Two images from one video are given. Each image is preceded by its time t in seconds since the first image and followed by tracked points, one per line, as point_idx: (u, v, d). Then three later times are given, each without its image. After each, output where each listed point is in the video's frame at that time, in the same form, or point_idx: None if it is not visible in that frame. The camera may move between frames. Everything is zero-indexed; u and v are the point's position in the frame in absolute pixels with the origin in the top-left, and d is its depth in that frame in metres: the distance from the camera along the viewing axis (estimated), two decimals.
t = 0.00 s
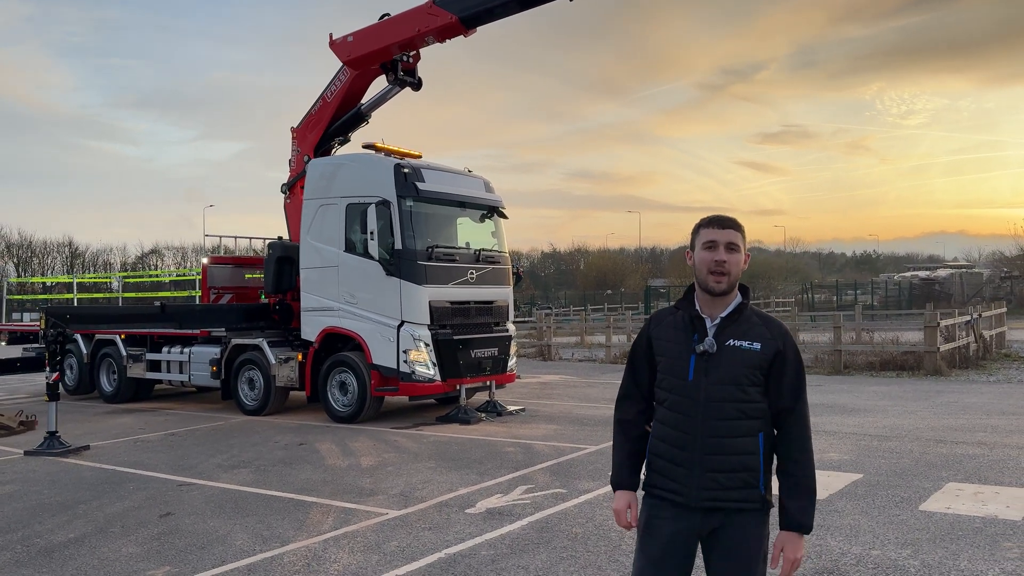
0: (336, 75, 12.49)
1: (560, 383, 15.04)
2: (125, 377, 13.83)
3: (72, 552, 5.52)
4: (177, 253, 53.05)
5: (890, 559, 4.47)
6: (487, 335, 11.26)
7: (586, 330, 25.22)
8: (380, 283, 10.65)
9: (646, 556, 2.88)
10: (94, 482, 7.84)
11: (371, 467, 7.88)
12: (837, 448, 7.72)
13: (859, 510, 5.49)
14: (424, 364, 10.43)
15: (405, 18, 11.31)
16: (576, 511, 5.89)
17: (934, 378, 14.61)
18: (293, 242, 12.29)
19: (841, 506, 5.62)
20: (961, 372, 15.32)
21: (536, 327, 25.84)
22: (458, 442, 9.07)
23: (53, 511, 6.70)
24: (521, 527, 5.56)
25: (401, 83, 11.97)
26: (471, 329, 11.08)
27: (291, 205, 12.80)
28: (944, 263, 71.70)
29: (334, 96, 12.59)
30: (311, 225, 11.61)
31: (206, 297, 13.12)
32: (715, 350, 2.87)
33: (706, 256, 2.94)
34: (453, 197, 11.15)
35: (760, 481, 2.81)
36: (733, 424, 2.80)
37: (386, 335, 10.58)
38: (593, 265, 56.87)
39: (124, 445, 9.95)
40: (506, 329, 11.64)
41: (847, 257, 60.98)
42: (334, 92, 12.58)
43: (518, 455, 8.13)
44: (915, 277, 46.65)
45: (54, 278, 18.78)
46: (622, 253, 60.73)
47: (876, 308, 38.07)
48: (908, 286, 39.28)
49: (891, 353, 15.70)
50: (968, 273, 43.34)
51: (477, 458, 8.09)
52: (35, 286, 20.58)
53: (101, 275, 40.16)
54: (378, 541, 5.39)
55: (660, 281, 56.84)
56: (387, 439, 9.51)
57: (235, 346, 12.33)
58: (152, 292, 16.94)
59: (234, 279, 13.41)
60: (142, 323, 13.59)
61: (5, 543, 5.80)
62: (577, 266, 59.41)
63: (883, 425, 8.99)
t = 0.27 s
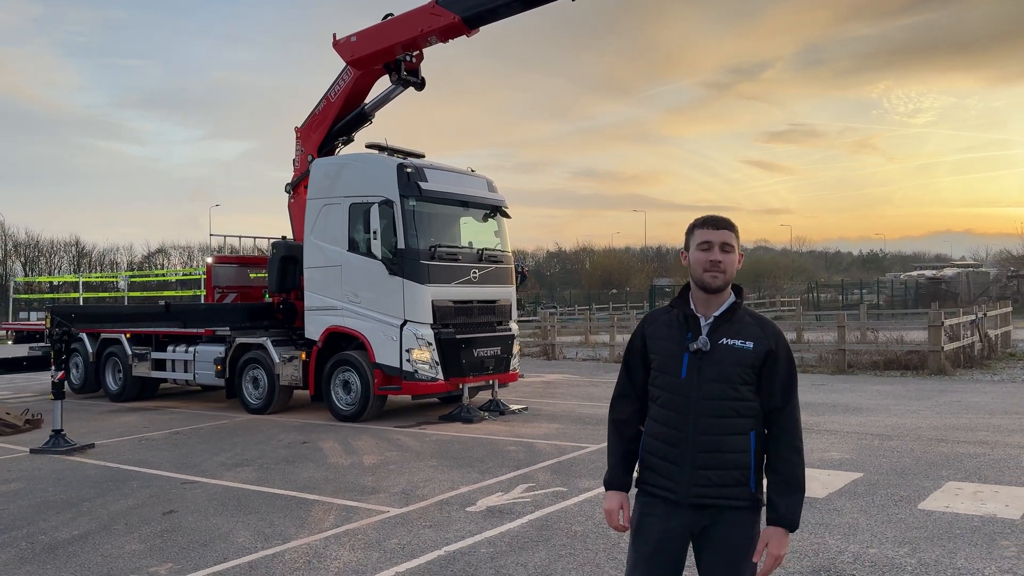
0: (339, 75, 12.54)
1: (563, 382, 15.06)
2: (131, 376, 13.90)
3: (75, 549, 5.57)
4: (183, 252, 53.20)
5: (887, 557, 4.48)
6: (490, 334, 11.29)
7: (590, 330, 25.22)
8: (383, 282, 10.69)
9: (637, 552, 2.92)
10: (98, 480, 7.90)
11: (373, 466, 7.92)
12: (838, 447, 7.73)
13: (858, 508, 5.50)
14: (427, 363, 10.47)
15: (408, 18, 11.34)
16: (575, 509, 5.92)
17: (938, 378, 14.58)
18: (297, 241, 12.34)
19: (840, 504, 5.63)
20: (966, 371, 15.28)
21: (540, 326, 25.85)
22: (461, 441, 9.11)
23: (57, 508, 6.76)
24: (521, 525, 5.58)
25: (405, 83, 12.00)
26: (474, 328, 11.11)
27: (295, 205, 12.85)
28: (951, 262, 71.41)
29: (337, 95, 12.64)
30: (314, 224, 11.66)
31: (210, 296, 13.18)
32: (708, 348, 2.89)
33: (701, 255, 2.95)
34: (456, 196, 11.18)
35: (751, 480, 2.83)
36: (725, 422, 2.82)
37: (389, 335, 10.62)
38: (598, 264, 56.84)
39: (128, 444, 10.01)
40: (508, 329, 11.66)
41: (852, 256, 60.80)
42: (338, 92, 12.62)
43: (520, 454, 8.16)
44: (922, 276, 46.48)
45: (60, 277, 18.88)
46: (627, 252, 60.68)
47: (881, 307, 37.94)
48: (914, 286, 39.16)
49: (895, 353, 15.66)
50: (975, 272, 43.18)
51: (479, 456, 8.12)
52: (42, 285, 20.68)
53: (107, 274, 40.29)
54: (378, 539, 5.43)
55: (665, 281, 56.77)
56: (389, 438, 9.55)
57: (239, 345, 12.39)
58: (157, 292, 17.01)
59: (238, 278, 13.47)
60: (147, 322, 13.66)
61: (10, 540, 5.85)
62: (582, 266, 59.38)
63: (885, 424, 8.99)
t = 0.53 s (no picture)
0: (345, 76, 12.60)
1: (567, 381, 15.10)
2: (138, 374, 14.00)
3: (84, 545, 5.64)
4: (190, 252, 53.43)
5: (888, 554, 4.52)
6: (494, 333, 11.34)
7: (595, 329, 25.26)
8: (389, 281, 10.75)
9: (638, 546, 2.96)
10: (106, 478, 7.97)
11: (378, 463, 7.98)
12: (841, 446, 7.76)
13: (860, 506, 5.54)
14: (432, 361, 10.52)
15: (414, 19, 11.40)
16: (579, 507, 5.96)
17: (942, 377, 14.58)
18: (303, 241, 12.41)
19: (842, 502, 5.66)
20: (971, 370, 15.27)
21: (545, 325, 25.89)
22: (465, 440, 9.16)
23: (66, 505, 6.83)
24: (525, 522, 5.64)
25: (410, 83, 12.06)
26: (479, 327, 11.16)
27: (301, 205, 12.93)
28: (958, 261, 71.16)
29: (343, 96, 12.70)
30: (320, 224, 11.73)
31: (217, 296, 13.27)
32: (710, 345, 2.94)
33: (705, 256, 3.00)
34: (460, 196, 11.24)
35: (752, 475, 2.87)
36: (726, 418, 2.87)
37: (394, 333, 10.68)
38: (604, 264, 56.83)
39: (136, 442, 10.10)
40: (513, 327, 11.72)
41: (858, 255, 60.67)
42: (343, 92, 12.69)
43: (524, 452, 8.21)
44: (928, 275, 46.35)
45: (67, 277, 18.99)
46: (632, 251, 60.65)
47: (887, 306, 37.86)
48: (920, 285, 39.06)
49: (899, 352, 15.66)
50: (981, 272, 43.02)
51: (483, 454, 8.18)
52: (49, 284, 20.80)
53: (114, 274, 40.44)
54: (383, 535, 5.48)
55: (671, 280, 56.74)
56: (395, 436, 9.62)
57: (246, 344, 12.46)
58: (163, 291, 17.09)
59: (244, 277, 13.55)
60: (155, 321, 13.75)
61: (20, 537, 5.92)
62: (587, 265, 59.38)
63: (889, 423, 9.01)
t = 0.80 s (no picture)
0: (352, 77, 12.69)
1: (572, 380, 15.17)
2: (146, 373, 14.12)
3: (98, 541, 5.73)
4: (196, 251, 53.59)
5: (888, 550, 4.59)
6: (500, 332, 11.42)
7: (600, 328, 25.31)
8: (395, 281, 10.84)
9: (644, 540, 3.03)
10: (117, 475, 8.07)
11: (385, 461, 8.07)
12: (844, 444, 7.82)
13: (862, 503, 5.60)
14: (438, 361, 10.61)
15: (420, 20, 11.48)
16: (584, 504, 6.04)
17: (947, 376, 14.61)
18: (310, 241, 12.51)
19: (845, 499, 5.73)
20: (976, 369, 15.29)
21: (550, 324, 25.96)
22: (471, 438, 9.25)
23: (78, 502, 6.93)
24: (531, 518, 5.71)
25: (416, 83, 12.15)
26: (484, 327, 11.24)
27: (308, 205, 13.03)
28: (964, 260, 70.94)
29: (349, 97, 12.79)
30: (327, 224, 11.82)
31: (225, 295, 13.38)
32: (715, 343, 3.01)
33: (707, 258, 3.08)
34: (466, 196, 11.32)
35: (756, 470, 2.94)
36: (731, 413, 2.94)
37: (401, 333, 10.77)
38: (609, 263, 56.85)
39: (145, 440, 10.21)
40: (518, 327, 11.80)
41: (864, 254, 60.57)
42: (350, 93, 12.78)
43: (530, 450, 8.29)
44: (934, 274, 46.26)
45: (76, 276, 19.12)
46: (637, 251, 60.67)
47: (892, 306, 37.81)
48: (926, 285, 38.98)
49: (904, 351, 15.69)
50: (987, 271, 42.94)
51: (489, 452, 8.26)
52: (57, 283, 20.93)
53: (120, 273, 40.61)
54: (391, 531, 5.57)
55: (676, 279, 56.72)
56: (401, 434, 9.71)
57: (253, 343, 12.57)
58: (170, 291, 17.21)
59: (252, 277, 13.66)
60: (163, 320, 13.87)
61: (34, 532, 6.02)
62: (591, 265, 59.40)
63: (892, 422, 9.06)
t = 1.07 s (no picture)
0: (359, 78, 12.80)
1: (577, 379, 15.25)
2: (155, 372, 14.26)
3: (111, 535, 5.85)
4: (202, 251, 53.80)
5: (888, 544, 4.67)
6: (505, 332, 11.51)
7: (605, 328, 25.37)
8: (402, 281, 10.93)
9: (647, 529, 3.10)
10: (128, 472, 8.19)
11: (392, 458, 8.17)
12: (847, 442, 7.89)
13: (863, 500, 5.68)
14: (444, 359, 10.71)
15: (426, 22, 11.57)
16: (589, 500, 6.13)
17: (951, 375, 14.65)
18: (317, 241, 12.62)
19: (846, 496, 5.81)
20: (980, 369, 15.33)
21: (555, 324, 26.03)
22: (477, 436, 9.35)
23: (91, 498, 7.05)
24: (537, 514, 5.80)
25: (422, 85, 12.24)
26: (490, 326, 11.34)
27: (315, 206, 13.14)
28: (970, 259, 70.76)
29: (356, 98, 12.90)
30: (334, 225, 11.93)
31: (233, 295, 13.51)
32: (722, 340, 3.09)
33: (713, 258, 3.16)
34: (472, 197, 11.41)
35: (759, 462, 3.05)
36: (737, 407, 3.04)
37: (408, 331, 10.87)
38: (614, 263, 56.89)
39: (155, 438, 10.33)
40: (524, 326, 11.89)
41: (869, 254, 60.50)
42: (357, 95, 12.88)
43: (535, 448, 8.39)
44: (940, 274, 46.19)
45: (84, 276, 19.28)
46: (642, 251, 60.69)
47: (897, 306, 37.78)
48: (931, 284, 38.92)
49: (908, 350, 15.74)
50: (993, 271, 42.86)
51: (495, 450, 8.36)
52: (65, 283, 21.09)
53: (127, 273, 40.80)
54: (399, 526, 5.67)
55: (680, 279, 56.71)
56: (408, 432, 9.81)
57: (261, 343, 12.68)
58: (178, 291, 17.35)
59: (259, 277, 13.78)
60: (171, 320, 14.00)
61: (49, 527, 6.14)
62: (596, 265, 59.44)
63: (895, 420, 9.12)
